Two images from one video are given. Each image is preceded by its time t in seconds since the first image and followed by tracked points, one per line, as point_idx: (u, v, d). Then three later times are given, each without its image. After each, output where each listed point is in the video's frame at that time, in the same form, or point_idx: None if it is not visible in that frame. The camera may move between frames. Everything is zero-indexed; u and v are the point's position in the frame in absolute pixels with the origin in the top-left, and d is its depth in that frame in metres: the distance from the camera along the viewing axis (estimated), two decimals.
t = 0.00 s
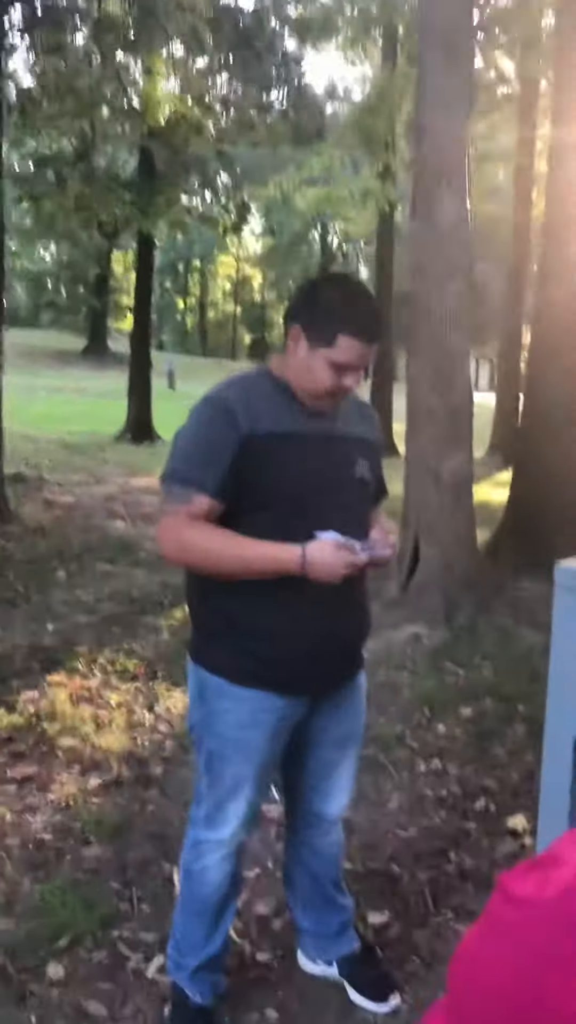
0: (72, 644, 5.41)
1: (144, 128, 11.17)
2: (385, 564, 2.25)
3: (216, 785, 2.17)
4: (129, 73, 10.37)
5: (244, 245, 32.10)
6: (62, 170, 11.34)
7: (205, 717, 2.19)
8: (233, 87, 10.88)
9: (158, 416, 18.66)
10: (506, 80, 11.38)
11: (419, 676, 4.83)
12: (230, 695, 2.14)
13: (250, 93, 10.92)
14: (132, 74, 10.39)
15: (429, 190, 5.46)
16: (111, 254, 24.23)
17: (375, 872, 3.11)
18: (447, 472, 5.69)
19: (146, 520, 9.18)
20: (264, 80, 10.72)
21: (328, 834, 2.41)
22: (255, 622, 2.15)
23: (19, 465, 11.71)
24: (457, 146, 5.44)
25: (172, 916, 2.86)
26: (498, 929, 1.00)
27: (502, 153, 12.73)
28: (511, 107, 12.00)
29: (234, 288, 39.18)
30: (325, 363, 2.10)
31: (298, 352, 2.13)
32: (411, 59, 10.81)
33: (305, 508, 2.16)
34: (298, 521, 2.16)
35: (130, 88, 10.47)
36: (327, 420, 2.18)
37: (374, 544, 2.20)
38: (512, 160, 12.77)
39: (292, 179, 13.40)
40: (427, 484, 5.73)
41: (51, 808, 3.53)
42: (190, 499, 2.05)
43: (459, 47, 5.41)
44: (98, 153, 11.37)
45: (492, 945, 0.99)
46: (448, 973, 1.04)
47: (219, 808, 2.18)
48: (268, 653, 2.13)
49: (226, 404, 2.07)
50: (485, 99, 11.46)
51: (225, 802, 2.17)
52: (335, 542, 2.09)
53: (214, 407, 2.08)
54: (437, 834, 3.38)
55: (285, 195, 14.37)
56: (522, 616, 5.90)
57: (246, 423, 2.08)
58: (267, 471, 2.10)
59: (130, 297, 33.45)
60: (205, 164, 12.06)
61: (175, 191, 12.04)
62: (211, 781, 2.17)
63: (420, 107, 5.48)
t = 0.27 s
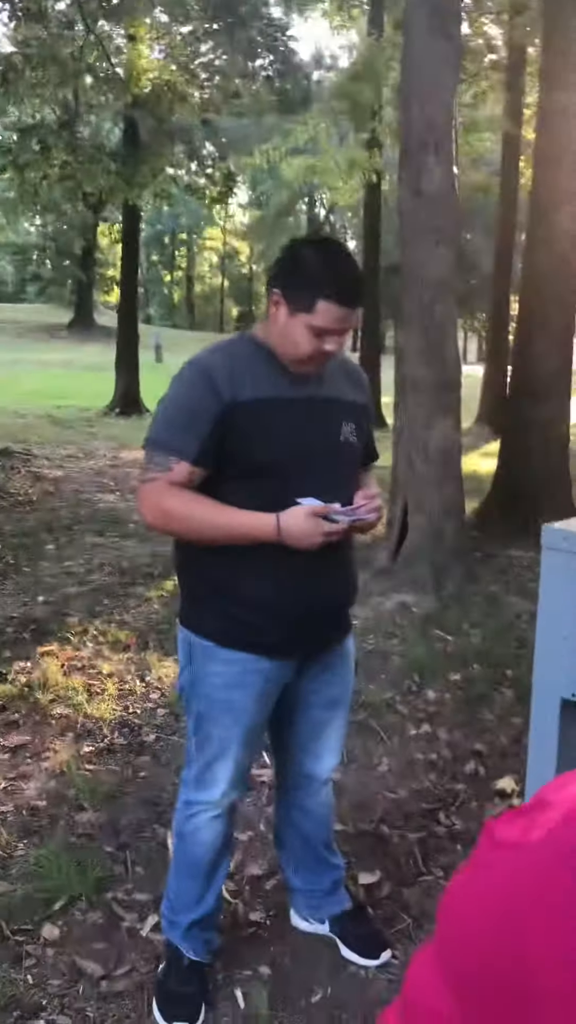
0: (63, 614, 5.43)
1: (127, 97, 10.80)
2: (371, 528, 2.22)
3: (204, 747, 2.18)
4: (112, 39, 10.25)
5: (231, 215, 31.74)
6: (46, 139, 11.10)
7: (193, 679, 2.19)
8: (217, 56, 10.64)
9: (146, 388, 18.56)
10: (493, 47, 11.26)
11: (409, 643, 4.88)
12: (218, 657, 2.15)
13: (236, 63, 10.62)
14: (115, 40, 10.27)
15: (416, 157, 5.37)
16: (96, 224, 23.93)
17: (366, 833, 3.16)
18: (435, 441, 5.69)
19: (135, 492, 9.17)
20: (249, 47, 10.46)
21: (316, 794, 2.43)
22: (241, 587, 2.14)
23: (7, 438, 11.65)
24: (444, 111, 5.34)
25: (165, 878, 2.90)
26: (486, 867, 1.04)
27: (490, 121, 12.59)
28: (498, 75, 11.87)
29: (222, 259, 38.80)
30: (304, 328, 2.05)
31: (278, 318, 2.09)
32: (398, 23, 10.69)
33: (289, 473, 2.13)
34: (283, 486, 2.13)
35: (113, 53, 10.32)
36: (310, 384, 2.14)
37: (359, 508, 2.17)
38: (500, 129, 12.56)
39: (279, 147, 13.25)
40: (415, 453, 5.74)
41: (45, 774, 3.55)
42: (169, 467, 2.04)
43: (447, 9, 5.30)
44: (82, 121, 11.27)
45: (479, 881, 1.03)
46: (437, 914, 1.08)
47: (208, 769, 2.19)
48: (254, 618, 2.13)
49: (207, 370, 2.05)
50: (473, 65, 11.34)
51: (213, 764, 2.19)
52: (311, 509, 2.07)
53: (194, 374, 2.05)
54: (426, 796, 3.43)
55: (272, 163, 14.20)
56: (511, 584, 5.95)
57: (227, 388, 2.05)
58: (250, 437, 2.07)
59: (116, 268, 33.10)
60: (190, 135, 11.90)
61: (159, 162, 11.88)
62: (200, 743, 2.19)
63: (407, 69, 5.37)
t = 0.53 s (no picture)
0: (64, 615, 5.43)
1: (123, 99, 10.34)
2: (370, 524, 2.22)
3: (205, 741, 2.19)
4: (105, 41, 10.26)
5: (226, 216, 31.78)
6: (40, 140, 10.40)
7: (195, 672, 2.21)
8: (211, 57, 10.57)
9: (144, 390, 18.55)
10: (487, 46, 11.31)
11: (409, 640, 4.89)
12: (219, 652, 2.15)
13: (229, 62, 10.63)
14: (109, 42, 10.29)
15: (411, 155, 5.38)
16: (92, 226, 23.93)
17: (368, 828, 3.18)
18: (433, 438, 5.70)
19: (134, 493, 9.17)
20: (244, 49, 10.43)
21: (317, 789, 2.44)
22: (240, 581, 2.15)
23: (5, 441, 11.64)
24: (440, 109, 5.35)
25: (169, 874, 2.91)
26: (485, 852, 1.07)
27: (485, 120, 12.60)
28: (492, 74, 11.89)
29: (218, 260, 38.82)
30: (297, 322, 2.05)
31: (272, 314, 2.10)
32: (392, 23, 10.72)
33: (286, 469, 2.14)
34: (281, 482, 2.14)
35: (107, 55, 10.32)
36: (307, 380, 2.15)
37: (358, 504, 2.16)
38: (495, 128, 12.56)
39: (274, 147, 13.25)
40: (413, 450, 5.76)
41: (47, 773, 3.57)
42: (166, 463, 2.05)
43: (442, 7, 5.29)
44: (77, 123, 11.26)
45: (480, 867, 1.05)
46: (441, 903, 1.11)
47: (210, 763, 2.20)
48: (253, 612, 2.14)
49: (203, 367, 2.05)
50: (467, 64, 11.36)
51: (215, 758, 2.19)
52: (303, 504, 2.07)
53: (191, 371, 2.06)
54: (428, 791, 3.45)
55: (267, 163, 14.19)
56: (510, 580, 5.96)
57: (223, 384, 2.05)
58: (246, 434, 2.07)
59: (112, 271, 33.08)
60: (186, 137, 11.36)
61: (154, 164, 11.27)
62: (201, 736, 2.20)
63: (402, 68, 5.38)
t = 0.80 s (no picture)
0: (71, 634, 5.45)
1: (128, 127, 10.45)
2: (379, 541, 2.23)
3: (212, 758, 2.21)
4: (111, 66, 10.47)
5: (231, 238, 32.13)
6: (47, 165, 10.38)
7: (202, 689, 2.23)
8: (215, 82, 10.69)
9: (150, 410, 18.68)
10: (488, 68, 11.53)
11: (417, 658, 4.90)
12: (226, 669, 2.17)
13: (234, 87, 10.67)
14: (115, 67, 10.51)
15: (415, 177, 5.46)
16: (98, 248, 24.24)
17: (377, 848, 3.17)
18: (438, 456, 5.74)
19: (141, 513, 9.21)
20: (248, 73, 10.59)
21: (326, 807, 2.44)
22: (247, 597, 2.17)
23: (12, 461, 11.71)
24: (443, 133, 5.44)
25: (178, 893, 2.90)
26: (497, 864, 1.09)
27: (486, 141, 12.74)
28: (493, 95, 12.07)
29: (223, 281, 39.18)
30: (302, 340, 2.09)
31: (278, 332, 2.14)
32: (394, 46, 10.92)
33: (293, 486, 2.16)
34: (288, 499, 2.16)
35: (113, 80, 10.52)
36: (314, 398, 2.17)
37: (365, 521, 2.18)
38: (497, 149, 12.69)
39: (279, 170, 13.42)
40: (419, 469, 5.79)
41: (56, 793, 3.57)
42: (175, 480, 2.10)
43: (444, 34, 5.39)
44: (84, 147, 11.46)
45: (492, 880, 1.07)
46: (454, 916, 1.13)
47: (217, 780, 2.21)
48: (259, 629, 2.16)
49: (211, 385, 2.09)
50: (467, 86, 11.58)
51: (222, 775, 2.20)
52: (306, 520, 2.09)
53: (199, 390, 2.10)
54: (437, 810, 3.44)
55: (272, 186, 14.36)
56: (517, 599, 5.96)
57: (230, 402, 2.09)
58: (252, 451, 2.10)
59: (118, 292, 33.42)
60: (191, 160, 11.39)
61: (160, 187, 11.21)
62: (208, 754, 2.21)
63: (405, 92, 5.47)
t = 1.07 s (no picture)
0: (79, 647, 5.46)
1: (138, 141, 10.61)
2: (379, 561, 2.19)
3: (212, 770, 2.21)
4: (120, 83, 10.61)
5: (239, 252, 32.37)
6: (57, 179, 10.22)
7: (202, 698, 2.23)
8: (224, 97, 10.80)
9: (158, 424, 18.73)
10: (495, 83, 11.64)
11: (426, 671, 4.88)
12: (225, 680, 2.17)
13: (242, 102, 10.75)
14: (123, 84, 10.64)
15: (423, 191, 5.51)
16: (107, 264, 24.43)
17: (386, 862, 3.15)
18: (447, 469, 5.74)
19: (149, 526, 9.23)
20: (255, 88, 10.66)
21: (330, 823, 2.43)
22: (249, 612, 2.16)
23: (21, 475, 11.76)
24: (451, 147, 5.48)
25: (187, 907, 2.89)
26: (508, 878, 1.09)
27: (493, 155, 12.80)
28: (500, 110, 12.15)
29: (231, 295, 39.42)
30: (308, 358, 2.08)
31: (285, 350, 2.12)
32: (401, 61, 11.02)
33: (296, 504, 2.14)
34: (291, 515, 2.14)
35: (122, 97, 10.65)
36: (321, 415, 2.15)
37: (367, 540, 2.14)
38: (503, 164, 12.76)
39: (286, 184, 13.52)
40: (427, 481, 5.79)
41: (64, 807, 3.57)
42: (178, 494, 2.09)
43: (451, 50, 5.44)
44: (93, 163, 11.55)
45: (502, 892, 1.07)
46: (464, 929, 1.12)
47: (218, 793, 2.20)
48: (259, 643, 2.15)
49: (217, 400, 2.08)
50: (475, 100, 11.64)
51: (223, 788, 2.20)
52: (305, 538, 2.06)
53: (203, 404, 2.09)
54: (447, 824, 3.42)
55: (279, 201, 14.46)
56: (527, 612, 5.94)
57: (233, 418, 2.07)
58: (256, 466, 2.08)
59: (127, 307, 33.63)
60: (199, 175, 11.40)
61: (169, 201, 11.05)
62: (208, 765, 2.22)
63: (413, 108, 5.53)
